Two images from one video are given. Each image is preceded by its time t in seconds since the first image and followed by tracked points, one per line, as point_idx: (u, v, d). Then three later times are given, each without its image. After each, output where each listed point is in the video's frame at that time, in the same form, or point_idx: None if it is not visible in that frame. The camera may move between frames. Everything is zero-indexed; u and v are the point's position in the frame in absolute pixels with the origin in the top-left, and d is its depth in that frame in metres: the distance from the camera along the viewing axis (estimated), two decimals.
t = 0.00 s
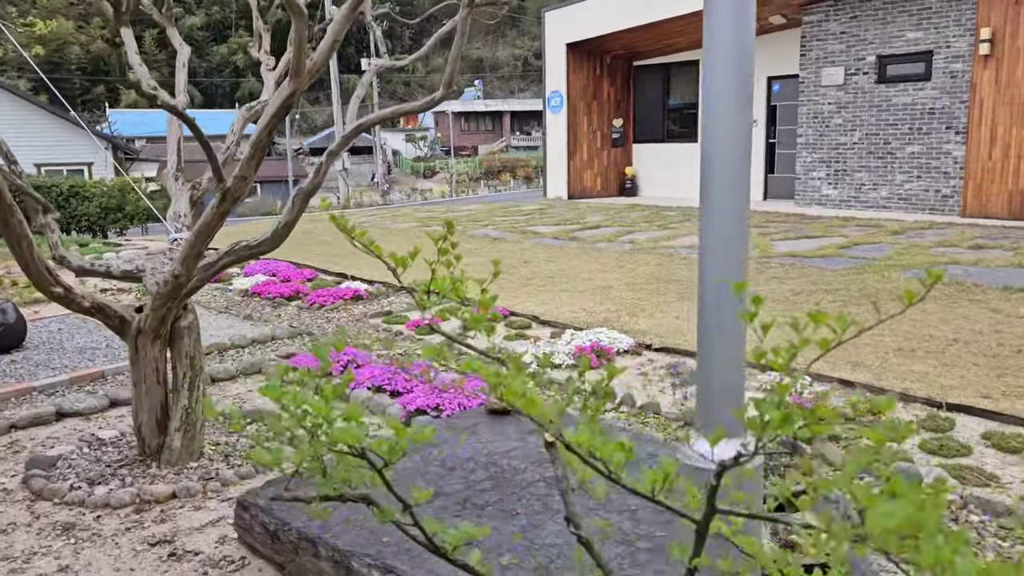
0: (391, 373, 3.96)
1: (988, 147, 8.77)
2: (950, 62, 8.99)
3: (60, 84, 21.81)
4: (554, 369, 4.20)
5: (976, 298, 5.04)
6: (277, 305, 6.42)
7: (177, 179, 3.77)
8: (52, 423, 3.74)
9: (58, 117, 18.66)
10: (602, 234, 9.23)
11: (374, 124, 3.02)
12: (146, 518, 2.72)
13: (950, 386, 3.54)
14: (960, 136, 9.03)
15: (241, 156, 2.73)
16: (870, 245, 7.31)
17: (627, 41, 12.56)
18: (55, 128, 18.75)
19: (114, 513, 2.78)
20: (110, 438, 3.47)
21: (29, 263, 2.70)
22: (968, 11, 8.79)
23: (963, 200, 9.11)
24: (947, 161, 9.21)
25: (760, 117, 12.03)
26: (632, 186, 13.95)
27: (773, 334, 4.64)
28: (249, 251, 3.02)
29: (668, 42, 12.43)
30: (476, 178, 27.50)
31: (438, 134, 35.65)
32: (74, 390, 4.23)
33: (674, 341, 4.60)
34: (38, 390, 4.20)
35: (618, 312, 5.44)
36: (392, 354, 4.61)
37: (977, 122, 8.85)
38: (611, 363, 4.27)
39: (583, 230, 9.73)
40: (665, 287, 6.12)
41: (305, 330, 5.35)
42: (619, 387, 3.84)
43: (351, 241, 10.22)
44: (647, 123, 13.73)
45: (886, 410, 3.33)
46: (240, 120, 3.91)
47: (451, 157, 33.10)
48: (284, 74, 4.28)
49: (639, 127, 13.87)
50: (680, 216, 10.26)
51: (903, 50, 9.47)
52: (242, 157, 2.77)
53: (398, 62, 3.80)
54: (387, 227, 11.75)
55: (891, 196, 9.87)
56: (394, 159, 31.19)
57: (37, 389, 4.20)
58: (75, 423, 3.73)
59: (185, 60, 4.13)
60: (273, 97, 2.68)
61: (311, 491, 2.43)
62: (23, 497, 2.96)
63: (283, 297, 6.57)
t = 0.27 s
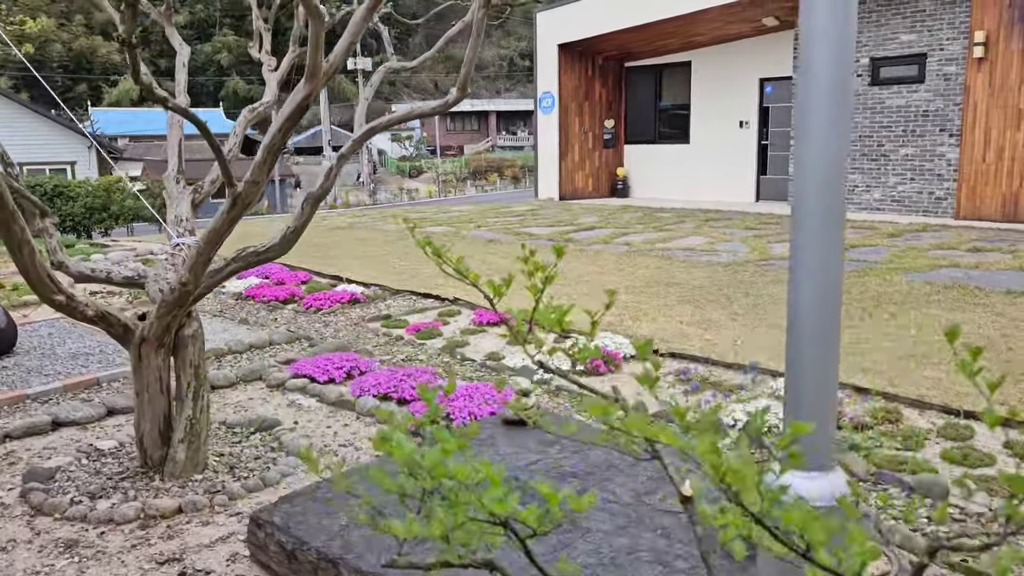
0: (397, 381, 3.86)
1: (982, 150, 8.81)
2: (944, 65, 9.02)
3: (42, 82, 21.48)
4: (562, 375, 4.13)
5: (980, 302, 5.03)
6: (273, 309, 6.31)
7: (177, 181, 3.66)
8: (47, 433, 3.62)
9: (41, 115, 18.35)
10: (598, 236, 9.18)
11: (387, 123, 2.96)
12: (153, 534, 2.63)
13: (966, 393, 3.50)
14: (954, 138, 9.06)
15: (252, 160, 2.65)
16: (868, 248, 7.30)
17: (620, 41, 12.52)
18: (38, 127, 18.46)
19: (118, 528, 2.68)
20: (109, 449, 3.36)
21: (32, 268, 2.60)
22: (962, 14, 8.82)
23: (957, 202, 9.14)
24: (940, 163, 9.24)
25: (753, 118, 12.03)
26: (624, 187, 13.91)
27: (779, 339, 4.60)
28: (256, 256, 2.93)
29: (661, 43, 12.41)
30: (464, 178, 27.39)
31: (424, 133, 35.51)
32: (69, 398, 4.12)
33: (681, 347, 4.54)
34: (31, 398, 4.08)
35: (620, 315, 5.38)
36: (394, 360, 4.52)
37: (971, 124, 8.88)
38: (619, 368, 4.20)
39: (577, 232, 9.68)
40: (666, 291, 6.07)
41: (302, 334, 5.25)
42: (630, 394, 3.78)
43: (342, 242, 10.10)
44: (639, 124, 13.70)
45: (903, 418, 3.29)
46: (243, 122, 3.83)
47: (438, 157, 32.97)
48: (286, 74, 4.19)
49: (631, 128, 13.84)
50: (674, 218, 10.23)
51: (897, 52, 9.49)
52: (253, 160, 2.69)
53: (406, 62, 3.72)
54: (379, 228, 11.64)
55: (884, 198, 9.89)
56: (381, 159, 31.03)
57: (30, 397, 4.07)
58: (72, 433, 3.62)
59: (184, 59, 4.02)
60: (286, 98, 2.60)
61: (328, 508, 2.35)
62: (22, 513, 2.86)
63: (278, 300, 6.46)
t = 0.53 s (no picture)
0: (398, 384, 3.79)
1: (976, 150, 8.83)
2: (938, 65, 9.02)
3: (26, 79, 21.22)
4: (564, 378, 4.07)
5: (981, 302, 5.01)
6: (267, 310, 6.22)
7: (172, 179, 3.57)
8: (39, 439, 3.53)
9: (25, 113, 18.11)
10: (593, 235, 9.13)
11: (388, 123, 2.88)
12: (150, 545, 2.54)
13: (975, 395, 3.47)
14: (947, 138, 9.07)
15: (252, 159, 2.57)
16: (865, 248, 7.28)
17: (613, 40, 12.47)
18: (23, 125, 18.22)
19: (115, 539, 2.60)
20: (103, 456, 3.27)
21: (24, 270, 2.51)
22: (956, 14, 8.82)
23: (950, 202, 9.15)
24: (934, 163, 9.24)
25: (746, 118, 12.02)
26: (616, 186, 13.88)
27: (782, 340, 4.56)
28: (256, 257, 2.85)
29: (654, 42, 12.36)
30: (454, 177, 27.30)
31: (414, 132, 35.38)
32: (60, 402, 4.02)
33: (684, 348, 4.49)
34: (21, 402, 3.97)
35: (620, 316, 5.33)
36: (393, 362, 4.45)
37: (965, 124, 8.89)
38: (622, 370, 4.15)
39: (571, 231, 9.63)
40: (665, 291, 6.02)
41: (298, 336, 5.16)
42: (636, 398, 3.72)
43: (334, 241, 10.01)
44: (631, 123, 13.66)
45: (914, 421, 3.25)
46: (239, 120, 3.74)
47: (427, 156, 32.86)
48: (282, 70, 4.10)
49: (624, 127, 13.80)
50: (668, 218, 10.20)
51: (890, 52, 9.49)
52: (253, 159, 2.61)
53: (407, 58, 3.64)
54: (371, 227, 11.54)
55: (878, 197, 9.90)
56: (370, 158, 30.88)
57: (20, 402, 3.97)
58: (64, 438, 3.52)
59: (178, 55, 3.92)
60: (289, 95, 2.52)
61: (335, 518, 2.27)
62: (13, 523, 2.76)
63: (271, 300, 6.36)
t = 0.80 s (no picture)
0: (396, 384, 3.73)
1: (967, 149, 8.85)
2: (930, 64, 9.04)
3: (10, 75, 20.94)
4: (564, 378, 4.02)
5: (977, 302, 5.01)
6: (257, 309, 6.13)
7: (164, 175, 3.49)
8: (26, 442, 3.43)
9: (9, 109, 17.85)
10: (585, 234, 9.08)
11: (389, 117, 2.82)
12: (144, 553, 2.46)
13: (977, 395, 3.45)
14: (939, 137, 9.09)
15: (251, 152, 2.51)
16: (858, 247, 7.28)
17: (604, 38, 12.44)
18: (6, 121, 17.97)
19: (107, 546, 2.52)
20: (93, 459, 3.18)
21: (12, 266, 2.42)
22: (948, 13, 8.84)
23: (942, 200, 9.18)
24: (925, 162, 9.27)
25: (738, 116, 12.02)
26: (608, 185, 13.85)
27: (779, 339, 4.53)
28: (252, 255, 2.79)
29: (645, 40, 12.33)
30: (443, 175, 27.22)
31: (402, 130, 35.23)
32: (48, 404, 3.92)
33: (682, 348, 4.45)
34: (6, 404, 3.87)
35: (616, 316, 5.29)
36: (388, 362, 4.38)
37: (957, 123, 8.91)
38: (620, 370, 4.10)
39: (563, 230, 9.58)
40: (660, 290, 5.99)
41: (291, 336, 5.08)
42: (636, 398, 3.68)
43: (324, 240, 9.91)
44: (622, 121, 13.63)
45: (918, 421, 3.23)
46: (233, 114, 3.67)
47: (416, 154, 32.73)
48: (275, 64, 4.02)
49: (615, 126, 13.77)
50: (661, 216, 10.17)
51: (882, 50, 9.50)
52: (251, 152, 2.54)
53: (404, 52, 3.58)
54: (361, 225, 11.44)
55: (869, 196, 9.91)
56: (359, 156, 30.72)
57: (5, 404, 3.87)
58: (53, 441, 3.43)
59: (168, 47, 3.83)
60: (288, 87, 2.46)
61: (338, 525, 2.21)
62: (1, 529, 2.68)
63: (262, 300, 6.27)
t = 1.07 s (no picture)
0: (394, 389, 3.64)
1: (959, 147, 8.84)
2: (921, 62, 9.05)
3: None
4: (564, 381, 3.96)
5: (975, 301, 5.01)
6: (248, 310, 6.02)
7: (155, 175, 3.38)
8: (12, 451, 3.32)
9: None
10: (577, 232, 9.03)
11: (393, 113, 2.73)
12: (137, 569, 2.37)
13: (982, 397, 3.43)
14: (931, 135, 9.10)
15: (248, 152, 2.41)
16: (852, 245, 7.27)
17: (595, 35, 12.38)
18: None
19: (99, 562, 2.42)
20: (82, 469, 3.08)
21: None
22: (939, 11, 8.84)
23: (933, 199, 9.19)
24: (917, 161, 9.29)
25: (728, 114, 12.00)
26: (598, 183, 13.80)
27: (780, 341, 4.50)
28: (249, 258, 2.69)
29: (636, 37, 12.28)
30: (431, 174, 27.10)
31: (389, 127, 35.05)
32: (34, 410, 3.81)
33: (682, 349, 4.40)
34: None
35: (614, 316, 5.23)
36: (384, 366, 4.29)
37: (948, 122, 8.91)
38: (621, 372, 4.05)
39: (555, 228, 9.52)
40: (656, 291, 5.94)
41: (284, 338, 4.99)
42: (639, 402, 3.62)
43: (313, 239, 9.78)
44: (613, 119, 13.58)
45: (926, 425, 3.20)
46: (226, 111, 3.57)
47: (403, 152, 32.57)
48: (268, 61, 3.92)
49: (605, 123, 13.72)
50: (653, 215, 10.12)
51: (874, 49, 9.50)
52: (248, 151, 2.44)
53: (403, 49, 3.49)
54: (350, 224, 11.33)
55: (861, 195, 9.92)
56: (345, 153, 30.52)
57: None
58: (40, 450, 3.32)
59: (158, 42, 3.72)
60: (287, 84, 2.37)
61: (343, 540, 2.13)
62: None
63: (252, 300, 6.16)
